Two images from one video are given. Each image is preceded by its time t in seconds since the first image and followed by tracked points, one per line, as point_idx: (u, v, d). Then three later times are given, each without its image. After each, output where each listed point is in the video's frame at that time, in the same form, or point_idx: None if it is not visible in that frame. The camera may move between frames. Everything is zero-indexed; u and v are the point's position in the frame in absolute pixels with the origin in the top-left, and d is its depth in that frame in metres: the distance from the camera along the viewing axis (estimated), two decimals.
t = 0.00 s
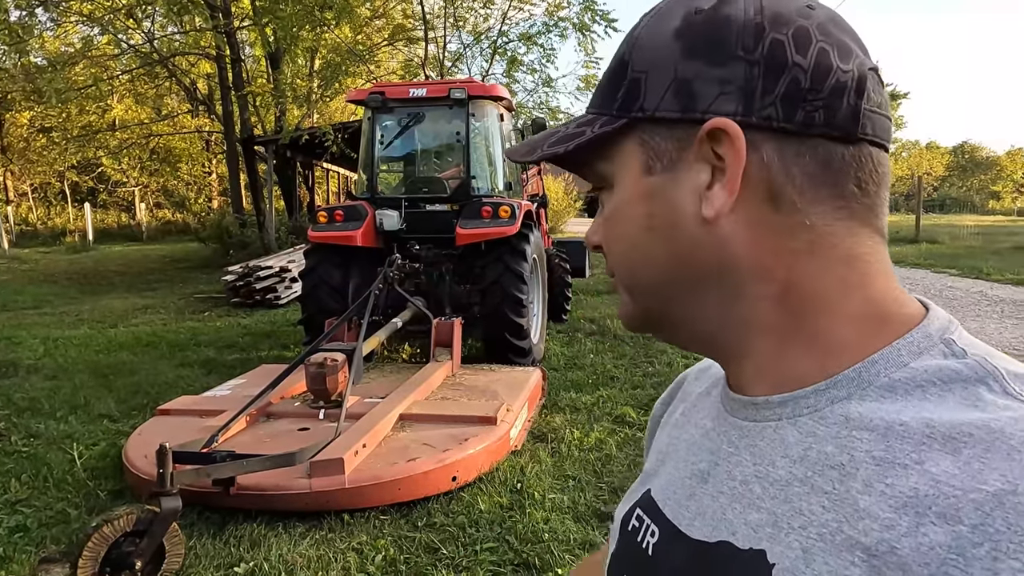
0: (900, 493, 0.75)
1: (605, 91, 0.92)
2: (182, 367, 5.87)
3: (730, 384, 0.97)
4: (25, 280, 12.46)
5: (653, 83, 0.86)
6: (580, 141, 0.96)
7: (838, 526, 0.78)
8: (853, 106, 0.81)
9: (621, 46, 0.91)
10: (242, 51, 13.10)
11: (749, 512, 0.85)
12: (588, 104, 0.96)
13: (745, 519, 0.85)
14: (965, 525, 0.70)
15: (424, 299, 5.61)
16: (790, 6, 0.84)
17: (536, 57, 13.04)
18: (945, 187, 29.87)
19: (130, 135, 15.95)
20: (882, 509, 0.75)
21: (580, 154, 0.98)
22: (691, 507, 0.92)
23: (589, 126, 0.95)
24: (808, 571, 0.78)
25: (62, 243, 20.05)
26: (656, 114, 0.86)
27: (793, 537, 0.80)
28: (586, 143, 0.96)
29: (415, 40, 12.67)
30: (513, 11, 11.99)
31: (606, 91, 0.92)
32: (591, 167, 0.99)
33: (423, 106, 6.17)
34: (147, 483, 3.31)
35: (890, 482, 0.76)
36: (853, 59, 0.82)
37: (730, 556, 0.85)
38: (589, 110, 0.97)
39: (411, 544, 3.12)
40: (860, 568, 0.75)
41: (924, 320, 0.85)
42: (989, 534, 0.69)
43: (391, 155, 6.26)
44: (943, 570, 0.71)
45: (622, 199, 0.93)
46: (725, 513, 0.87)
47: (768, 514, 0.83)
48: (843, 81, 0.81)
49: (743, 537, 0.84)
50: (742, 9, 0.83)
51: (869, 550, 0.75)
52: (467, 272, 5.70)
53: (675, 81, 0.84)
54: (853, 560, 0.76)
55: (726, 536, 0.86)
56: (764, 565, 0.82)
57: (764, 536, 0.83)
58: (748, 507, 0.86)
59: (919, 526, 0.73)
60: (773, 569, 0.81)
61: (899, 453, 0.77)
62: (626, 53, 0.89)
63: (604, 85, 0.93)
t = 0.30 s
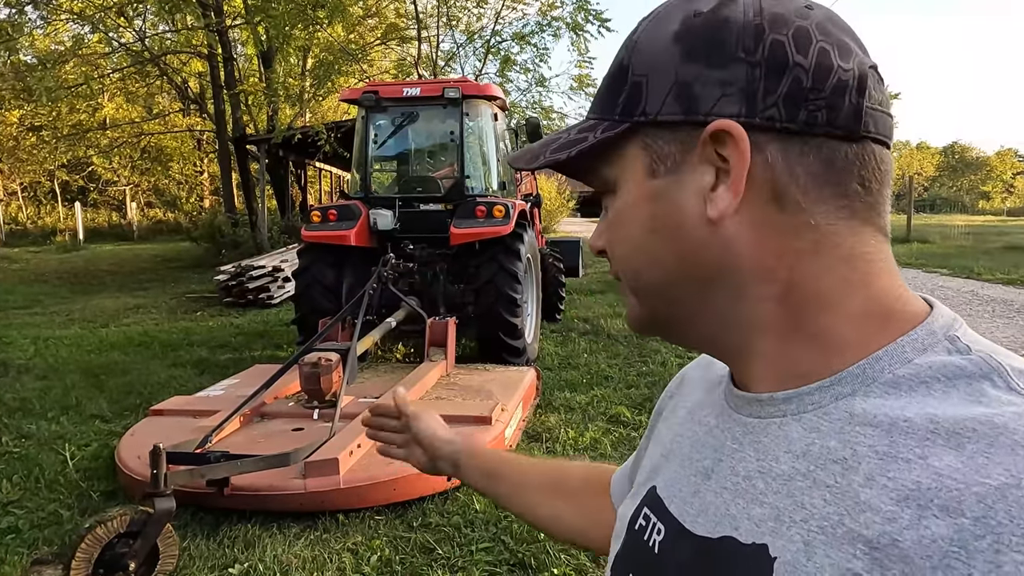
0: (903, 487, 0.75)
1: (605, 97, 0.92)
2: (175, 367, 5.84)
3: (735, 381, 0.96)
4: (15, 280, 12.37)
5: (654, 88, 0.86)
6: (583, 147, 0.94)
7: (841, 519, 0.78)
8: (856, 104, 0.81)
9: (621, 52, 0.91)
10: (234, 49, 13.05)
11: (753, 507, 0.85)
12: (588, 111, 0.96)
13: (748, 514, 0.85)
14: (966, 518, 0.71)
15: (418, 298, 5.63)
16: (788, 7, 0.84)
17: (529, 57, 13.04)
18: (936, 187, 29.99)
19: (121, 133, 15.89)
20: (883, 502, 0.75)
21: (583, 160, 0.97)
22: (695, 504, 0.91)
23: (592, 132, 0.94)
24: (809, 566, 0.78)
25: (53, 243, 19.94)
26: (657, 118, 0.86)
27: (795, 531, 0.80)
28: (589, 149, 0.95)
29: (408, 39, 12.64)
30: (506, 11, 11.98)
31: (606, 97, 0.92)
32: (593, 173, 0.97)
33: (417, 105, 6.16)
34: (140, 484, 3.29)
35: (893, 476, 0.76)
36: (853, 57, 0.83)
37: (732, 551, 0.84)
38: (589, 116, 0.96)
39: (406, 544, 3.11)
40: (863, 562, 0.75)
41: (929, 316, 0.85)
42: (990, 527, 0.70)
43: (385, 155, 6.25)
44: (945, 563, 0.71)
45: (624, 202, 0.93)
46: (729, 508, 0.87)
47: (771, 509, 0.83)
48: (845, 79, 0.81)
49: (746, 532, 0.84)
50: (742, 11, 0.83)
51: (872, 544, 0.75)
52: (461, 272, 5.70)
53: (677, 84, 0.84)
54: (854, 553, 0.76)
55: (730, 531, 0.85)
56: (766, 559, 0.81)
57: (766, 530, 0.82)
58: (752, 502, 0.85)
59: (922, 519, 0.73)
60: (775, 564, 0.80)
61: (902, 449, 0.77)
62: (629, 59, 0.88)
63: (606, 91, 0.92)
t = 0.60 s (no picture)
0: (915, 490, 0.75)
1: (612, 103, 0.91)
2: (170, 367, 5.81)
3: (746, 382, 0.95)
4: (7, 279, 12.31)
5: (664, 92, 0.85)
6: (591, 152, 0.93)
7: (851, 521, 0.77)
8: (869, 105, 0.81)
9: (628, 55, 0.90)
10: (228, 49, 13.02)
11: (762, 508, 0.84)
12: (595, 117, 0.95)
13: (757, 516, 0.85)
14: (980, 521, 0.70)
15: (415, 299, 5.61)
16: (797, 9, 0.84)
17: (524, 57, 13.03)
18: (929, 187, 30.07)
19: (115, 133, 15.84)
20: (895, 505, 0.75)
21: (592, 166, 0.96)
22: (704, 506, 0.91)
23: (600, 136, 0.93)
24: (818, 568, 0.78)
25: (46, 242, 19.85)
26: (668, 122, 0.86)
27: (804, 533, 0.80)
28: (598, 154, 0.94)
29: (403, 39, 12.62)
30: (502, 11, 11.97)
31: (613, 101, 0.91)
32: (601, 179, 0.96)
33: (414, 105, 6.15)
34: (136, 485, 3.27)
35: (905, 479, 0.76)
36: (865, 58, 0.82)
37: (742, 553, 0.84)
38: (596, 121, 0.95)
39: (405, 546, 3.10)
40: (872, 564, 0.75)
41: (942, 320, 0.84)
42: (1005, 531, 0.69)
43: (382, 155, 6.24)
44: (958, 566, 0.70)
45: (635, 208, 0.92)
46: (739, 510, 0.87)
47: (780, 511, 0.83)
48: (857, 80, 0.81)
49: (756, 535, 0.84)
50: (751, 13, 0.83)
51: (883, 545, 0.75)
52: (458, 272, 5.68)
53: (687, 88, 0.84)
54: (864, 555, 0.76)
55: (739, 533, 0.85)
56: (775, 561, 0.81)
57: (776, 532, 0.82)
58: (762, 503, 0.85)
59: (933, 522, 0.73)
60: (784, 566, 0.80)
61: (915, 452, 0.76)
62: (636, 62, 0.88)
63: (614, 95, 0.91)
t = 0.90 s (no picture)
0: (915, 495, 0.74)
1: (613, 106, 0.91)
2: (167, 368, 5.80)
3: (748, 389, 0.95)
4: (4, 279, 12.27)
5: (666, 97, 0.85)
6: (593, 156, 0.93)
7: (851, 526, 0.77)
8: (872, 107, 0.81)
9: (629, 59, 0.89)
10: (226, 49, 13.01)
11: (763, 514, 0.84)
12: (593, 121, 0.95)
13: (757, 520, 0.84)
14: (980, 527, 0.70)
15: (413, 300, 5.59)
16: (800, 12, 0.84)
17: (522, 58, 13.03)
18: (926, 188, 30.12)
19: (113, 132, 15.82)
20: (897, 510, 0.75)
21: (595, 170, 0.95)
22: (705, 511, 0.91)
23: (602, 140, 0.92)
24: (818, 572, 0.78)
25: (43, 242, 19.82)
26: (671, 126, 0.85)
27: (805, 537, 0.80)
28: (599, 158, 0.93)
29: (402, 39, 12.63)
30: (501, 12, 11.98)
31: (613, 106, 0.91)
32: (604, 184, 0.96)
33: (412, 106, 6.14)
34: (135, 485, 3.26)
35: (905, 485, 0.75)
36: (867, 61, 0.82)
37: (743, 558, 0.84)
38: (597, 125, 0.95)
39: (403, 547, 3.09)
40: (872, 569, 0.75)
41: (943, 324, 0.84)
42: (1006, 536, 0.68)
43: (380, 155, 6.23)
44: (959, 571, 0.70)
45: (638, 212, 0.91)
46: (738, 515, 0.87)
47: (780, 516, 0.83)
48: (861, 83, 0.81)
49: (757, 540, 0.83)
50: (754, 17, 0.83)
51: (883, 551, 0.74)
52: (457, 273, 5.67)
53: (690, 91, 0.84)
54: (865, 560, 0.75)
55: (739, 538, 0.85)
56: (775, 566, 0.81)
57: (776, 537, 0.82)
58: (762, 508, 0.85)
59: (933, 527, 0.72)
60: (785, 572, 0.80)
61: (916, 458, 0.76)
62: (638, 65, 0.87)
63: (615, 99, 0.91)
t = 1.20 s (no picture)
0: (903, 479, 0.75)
1: (692, 44, 0.81)
2: (167, 367, 5.81)
3: (734, 377, 0.95)
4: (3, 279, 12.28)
5: (767, 49, 0.77)
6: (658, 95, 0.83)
7: (837, 510, 0.78)
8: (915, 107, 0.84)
9: None
10: (225, 48, 13.03)
11: (749, 499, 0.85)
12: (654, 52, 0.85)
13: (744, 506, 0.85)
14: (966, 507, 0.70)
15: (412, 299, 5.59)
16: None
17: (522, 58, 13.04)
18: (925, 189, 30.15)
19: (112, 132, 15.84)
20: (883, 494, 0.75)
21: (628, 121, 0.88)
22: (690, 497, 0.92)
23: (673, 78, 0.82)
24: (805, 556, 0.79)
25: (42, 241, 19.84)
26: (770, 80, 0.78)
27: (792, 522, 0.81)
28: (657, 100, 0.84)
29: (401, 39, 12.65)
30: (500, 12, 11.99)
31: (697, 43, 0.81)
32: (633, 141, 0.88)
33: (411, 105, 6.15)
34: (134, 484, 3.27)
35: (893, 470, 0.76)
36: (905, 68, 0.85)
37: (730, 543, 0.84)
38: (659, 60, 0.84)
39: (402, 545, 3.09)
40: (858, 552, 0.75)
41: (930, 310, 0.84)
42: (990, 517, 0.69)
43: (379, 155, 6.24)
44: (945, 552, 0.70)
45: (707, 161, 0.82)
46: (725, 501, 0.87)
47: (768, 501, 0.83)
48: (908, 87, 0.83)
49: (743, 525, 0.84)
50: None
51: (869, 533, 0.75)
52: (456, 272, 5.67)
53: (791, 49, 0.77)
54: (851, 543, 0.76)
55: (726, 523, 0.86)
56: (763, 550, 0.82)
57: (763, 522, 0.83)
58: (749, 494, 0.86)
59: (920, 510, 0.73)
60: (772, 557, 0.81)
61: (904, 444, 0.76)
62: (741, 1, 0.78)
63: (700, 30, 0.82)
